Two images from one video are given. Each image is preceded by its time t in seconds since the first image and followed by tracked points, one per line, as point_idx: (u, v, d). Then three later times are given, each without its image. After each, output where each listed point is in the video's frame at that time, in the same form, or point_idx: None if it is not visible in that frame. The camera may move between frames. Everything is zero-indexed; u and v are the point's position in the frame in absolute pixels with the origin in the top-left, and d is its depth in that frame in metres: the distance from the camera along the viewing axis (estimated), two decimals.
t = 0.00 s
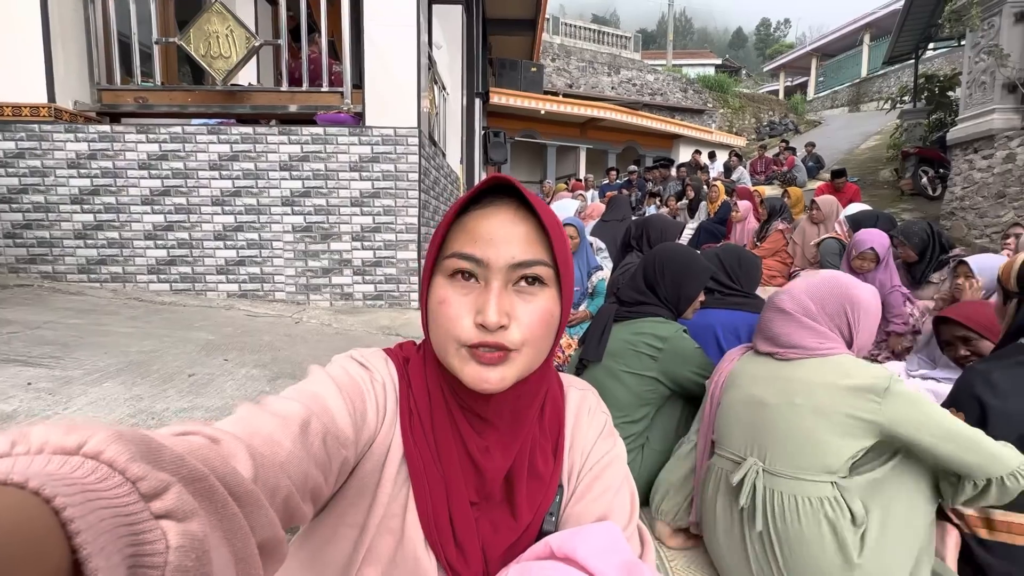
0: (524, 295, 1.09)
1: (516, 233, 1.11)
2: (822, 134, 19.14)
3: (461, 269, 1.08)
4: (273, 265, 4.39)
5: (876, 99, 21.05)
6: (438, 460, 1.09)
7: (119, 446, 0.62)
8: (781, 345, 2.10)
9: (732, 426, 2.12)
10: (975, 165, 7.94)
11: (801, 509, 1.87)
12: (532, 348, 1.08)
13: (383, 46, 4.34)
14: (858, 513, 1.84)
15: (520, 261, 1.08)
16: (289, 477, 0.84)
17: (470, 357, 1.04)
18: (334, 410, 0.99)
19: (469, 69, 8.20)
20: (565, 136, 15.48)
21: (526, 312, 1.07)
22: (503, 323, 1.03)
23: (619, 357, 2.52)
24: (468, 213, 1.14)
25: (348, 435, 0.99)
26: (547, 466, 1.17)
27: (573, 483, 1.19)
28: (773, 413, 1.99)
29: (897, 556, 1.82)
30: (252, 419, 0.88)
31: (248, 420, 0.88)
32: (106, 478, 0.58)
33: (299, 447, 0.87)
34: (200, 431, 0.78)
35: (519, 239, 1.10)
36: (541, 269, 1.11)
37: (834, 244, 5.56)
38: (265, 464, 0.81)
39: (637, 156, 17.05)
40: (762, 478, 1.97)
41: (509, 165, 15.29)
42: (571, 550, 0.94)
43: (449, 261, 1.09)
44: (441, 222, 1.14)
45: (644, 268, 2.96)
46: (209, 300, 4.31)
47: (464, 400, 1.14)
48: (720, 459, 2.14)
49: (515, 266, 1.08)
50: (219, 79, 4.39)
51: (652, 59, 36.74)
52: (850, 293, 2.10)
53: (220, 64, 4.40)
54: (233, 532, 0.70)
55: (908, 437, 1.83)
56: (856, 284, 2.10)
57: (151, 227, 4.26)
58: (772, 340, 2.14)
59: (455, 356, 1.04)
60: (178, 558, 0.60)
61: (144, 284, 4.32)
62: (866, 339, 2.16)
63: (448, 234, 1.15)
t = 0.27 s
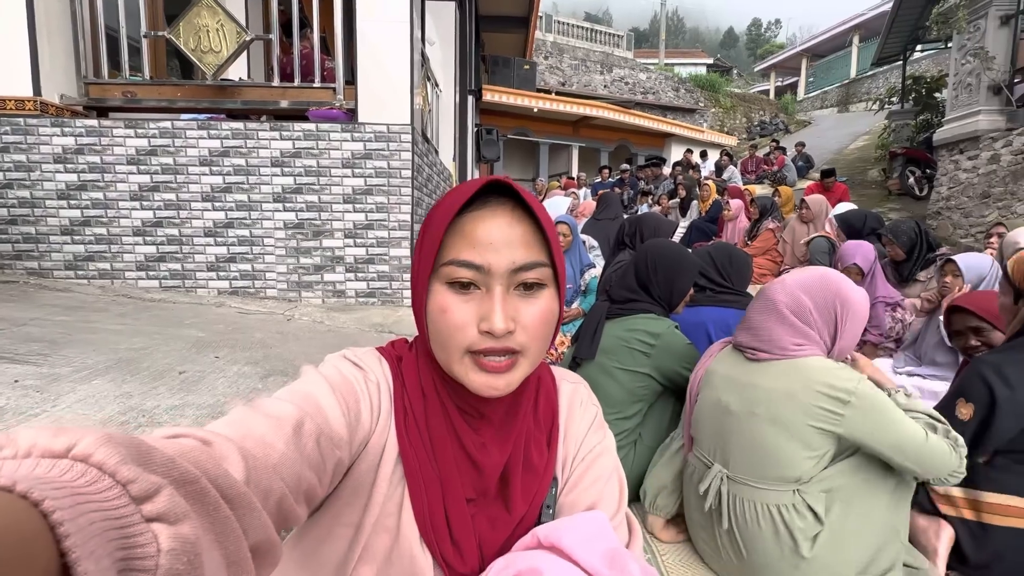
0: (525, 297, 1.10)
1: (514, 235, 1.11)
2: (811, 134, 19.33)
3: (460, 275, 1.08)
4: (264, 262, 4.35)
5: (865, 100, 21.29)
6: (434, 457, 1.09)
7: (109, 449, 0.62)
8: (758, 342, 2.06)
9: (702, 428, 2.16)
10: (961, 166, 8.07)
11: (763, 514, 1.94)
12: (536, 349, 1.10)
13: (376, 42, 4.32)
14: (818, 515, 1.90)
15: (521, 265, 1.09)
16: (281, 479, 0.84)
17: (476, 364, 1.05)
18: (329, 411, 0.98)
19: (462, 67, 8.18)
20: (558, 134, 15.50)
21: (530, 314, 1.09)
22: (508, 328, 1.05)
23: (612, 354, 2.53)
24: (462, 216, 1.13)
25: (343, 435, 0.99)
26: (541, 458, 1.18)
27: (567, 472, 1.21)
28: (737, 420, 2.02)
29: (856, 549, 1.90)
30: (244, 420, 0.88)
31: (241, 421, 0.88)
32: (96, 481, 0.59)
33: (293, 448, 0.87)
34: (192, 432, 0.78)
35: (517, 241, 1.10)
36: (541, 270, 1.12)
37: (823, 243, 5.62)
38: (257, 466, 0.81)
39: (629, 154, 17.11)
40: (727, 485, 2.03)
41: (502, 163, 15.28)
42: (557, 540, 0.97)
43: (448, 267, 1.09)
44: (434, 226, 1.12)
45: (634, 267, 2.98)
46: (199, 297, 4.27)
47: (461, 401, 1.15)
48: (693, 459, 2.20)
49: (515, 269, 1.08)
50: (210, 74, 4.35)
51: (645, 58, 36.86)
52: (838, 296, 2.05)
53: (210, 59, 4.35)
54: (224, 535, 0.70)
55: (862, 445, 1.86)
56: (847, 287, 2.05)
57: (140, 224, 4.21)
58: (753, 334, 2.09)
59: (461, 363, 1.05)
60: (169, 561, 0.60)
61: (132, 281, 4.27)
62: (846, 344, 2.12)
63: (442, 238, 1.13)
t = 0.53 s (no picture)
0: (512, 281, 1.11)
1: (499, 219, 1.12)
2: (806, 134, 19.44)
3: (445, 259, 1.09)
4: (259, 259, 4.34)
5: (859, 101, 21.44)
6: (427, 446, 1.10)
7: (105, 441, 0.62)
8: (740, 338, 2.10)
9: (692, 422, 2.18)
10: (953, 166, 8.15)
11: (754, 507, 1.94)
12: (524, 334, 1.11)
13: (372, 38, 4.31)
14: (810, 510, 1.89)
15: (503, 247, 1.10)
16: (278, 471, 0.84)
17: (462, 348, 1.06)
18: (324, 403, 0.98)
19: (458, 65, 8.17)
20: (554, 133, 15.52)
21: (516, 298, 1.10)
22: (493, 311, 1.05)
23: (607, 350, 2.55)
24: (448, 202, 1.15)
25: (339, 427, 0.99)
26: (537, 447, 1.19)
27: (563, 460, 1.22)
28: (726, 412, 2.04)
29: (848, 543, 1.89)
30: (239, 412, 0.88)
31: (237, 413, 0.88)
32: (91, 474, 0.59)
33: (288, 440, 0.88)
34: (188, 425, 0.78)
35: (501, 225, 1.12)
36: (527, 253, 1.13)
37: (818, 241, 5.67)
38: (253, 458, 0.81)
39: (625, 154, 17.16)
40: (720, 478, 2.04)
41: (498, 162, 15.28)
42: (556, 526, 1.00)
43: (433, 252, 1.10)
44: (419, 212, 1.14)
45: (623, 263, 2.99)
46: (195, 294, 4.26)
47: (452, 389, 1.15)
48: (685, 454, 2.21)
49: (500, 252, 1.10)
50: (205, 70, 4.32)
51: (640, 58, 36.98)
52: (814, 285, 2.07)
53: (205, 55, 4.33)
54: (221, 527, 0.70)
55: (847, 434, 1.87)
56: (820, 275, 2.07)
57: (134, 220, 4.19)
58: (737, 331, 2.12)
59: (447, 348, 1.06)
60: (168, 552, 0.61)
61: (127, 278, 4.25)
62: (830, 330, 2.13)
63: (428, 225, 1.15)
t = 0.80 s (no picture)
0: (525, 280, 1.13)
1: (514, 218, 1.13)
2: (804, 135, 19.50)
3: (460, 256, 1.09)
4: (258, 258, 4.34)
5: (857, 102, 21.50)
6: (430, 445, 1.10)
7: (103, 437, 0.62)
8: (760, 344, 2.08)
9: (711, 426, 2.15)
10: (950, 166, 8.17)
11: (780, 514, 1.92)
12: (535, 332, 1.13)
13: (371, 38, 4.31)
14: (837, 519, 1.89)
15: (520, 247, 1.11)
16: (277, 468, 0.84)
17: (478, 345, 1.07)
18: (324, 401, 0.98)
19: (457, 65, 8.18)
20: (553, 133, 15.54)
21: (530, 297, 1.11)
22: (509, 310, 1.06)
23: (605, 348, 2.56)
24: (461, 197, 1.14)
25: (338, 424, 0.99)
26: (538, 446, 1.20)
27: (565, 461, 1.23)
28: (751, 417, 2.02)
29: (871, 550, 1.89)
30: (238, 409, 0.88)
31: (236, 410, 0.88)
32: (90, 470, 0.59)
33: (287, 437, 0.87)
34: (187, 421, 0.78)
35: (517, 224, 1.13)
36: (541, 254, 1.15)
37: (815, 240, 5.69)
38: (252, 455, 0.81)
39: (624, 154, 17.19)
40: (745, 484, 2.00)
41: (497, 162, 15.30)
42: (557, 520, 1.02)
43: (448, 247, 1.10)
44: (433, 206, 1.13)
45: (616, 261, 3.00)
46: (193, 294, 4.25)
47: (459, 387, 1.15)
48: (703, 459, 2.17)
49: (516, 251, 1.11)
50: (204, 70, 4.32)
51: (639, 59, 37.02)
52: (825, 287, 2.11)
53: (204, 55, 4.33)
54: (219, 524, 0.70)
55: (875, 442, 1.87)
56: (832, 279, 2.10)
57: (133, 220, 4.18)
58: (757, 338, 2.09)
59: (461, 345, 1.06)
60: (165, 548, 0.61)
61: (125, 278, 4.25)
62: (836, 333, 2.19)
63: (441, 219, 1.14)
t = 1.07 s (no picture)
0: (522, 278, 1.12)
1: (509, 215, 1.13)
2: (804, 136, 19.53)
3: (455, 256, 1.09)
4: (260, 258, 4.34)
5: (857, 103, 21.54)
6: (432, 441, 1.10)
7: (104, 429, 0.62)
8: (791, 343, 2.06)
9: (729, 418, 2.15)
10: (951, 167, 8.18)
11: (788, 509, 1.92)
12: (533, 329, 1.12)
13: (373, 39, 4.32)
14: (844, 519, 1.89)
15: (517, 245, 1.11)
16: (277, 461, 0.83)
17: (473, 345, 1.07)
18: (325, 394, 0.98)
19: (458, 66, 8.19)
20: (553, 135, 15.58)
21: (526, 295, 1.11)
22: (504, 309, 1.06)
23: (607, 346, 2.56)
24: (455, 196, 1.14)
25: (340, 417, 0.98)
26: (542, 441, 1.20)
27: (571, 458, 1.22)
28: (769, 412, 2.01)
29: (876, 554, 1.89)
30: (239, 402, 0.87)
31: (237, 403, 0.87)
32: (90, 462, 0.58)
33: (288, 430, 0.87)
34: (187, 414, 0.77)
35: (511, 222, 1.12)
36: (537, 251, 1.14)
37: (816, 241, 5.71)
38: (252, 448, 0.80)
39: (624, 156, 17.22)
40: (755, 476, 2.00)
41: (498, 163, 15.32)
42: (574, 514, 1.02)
43: (442, 248, 1.10)
44: (427, 206, 1.13)
45: (617, 260, 3.01)
46: (195, 294, 4.26)
47: (459, 384, 1.15)
48: (715, 449, 2.18)
49: (511, 249, 1.10)
50: (206, 70, 4.32)
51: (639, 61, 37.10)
52: (859, 291, 2.09)
53: (206, 55, 4.34)
54: (218, 518, 0.70)
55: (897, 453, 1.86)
56: (866, 283, 2.09)
57: (135, 220, 4.19)
58: (788, 337, 2.07)
59: (456, 345, 1.07)
60: (164, 541, 0.61)
61: (127, 278, 4.25)
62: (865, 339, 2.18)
63: (436, 219, 1.15)
